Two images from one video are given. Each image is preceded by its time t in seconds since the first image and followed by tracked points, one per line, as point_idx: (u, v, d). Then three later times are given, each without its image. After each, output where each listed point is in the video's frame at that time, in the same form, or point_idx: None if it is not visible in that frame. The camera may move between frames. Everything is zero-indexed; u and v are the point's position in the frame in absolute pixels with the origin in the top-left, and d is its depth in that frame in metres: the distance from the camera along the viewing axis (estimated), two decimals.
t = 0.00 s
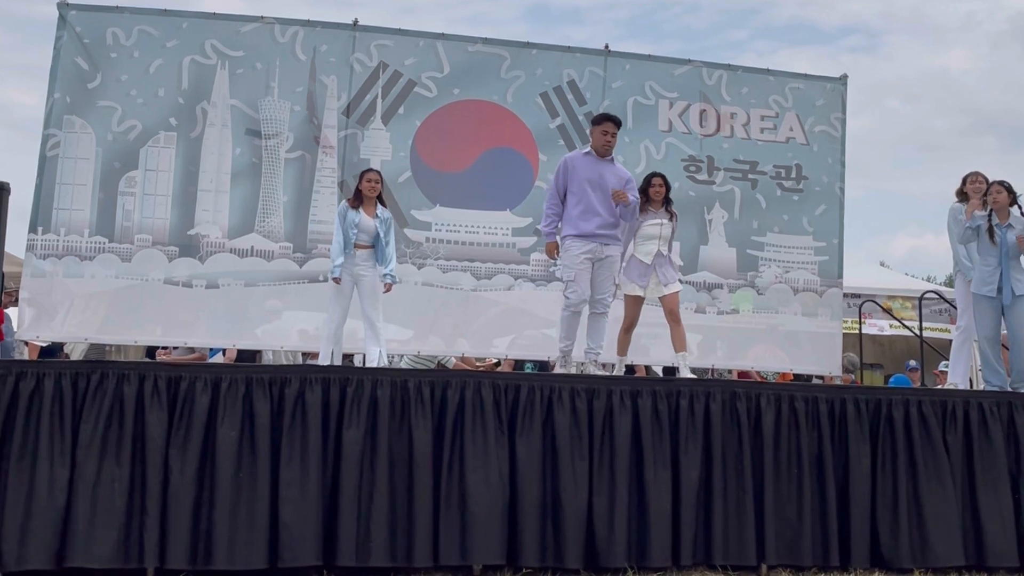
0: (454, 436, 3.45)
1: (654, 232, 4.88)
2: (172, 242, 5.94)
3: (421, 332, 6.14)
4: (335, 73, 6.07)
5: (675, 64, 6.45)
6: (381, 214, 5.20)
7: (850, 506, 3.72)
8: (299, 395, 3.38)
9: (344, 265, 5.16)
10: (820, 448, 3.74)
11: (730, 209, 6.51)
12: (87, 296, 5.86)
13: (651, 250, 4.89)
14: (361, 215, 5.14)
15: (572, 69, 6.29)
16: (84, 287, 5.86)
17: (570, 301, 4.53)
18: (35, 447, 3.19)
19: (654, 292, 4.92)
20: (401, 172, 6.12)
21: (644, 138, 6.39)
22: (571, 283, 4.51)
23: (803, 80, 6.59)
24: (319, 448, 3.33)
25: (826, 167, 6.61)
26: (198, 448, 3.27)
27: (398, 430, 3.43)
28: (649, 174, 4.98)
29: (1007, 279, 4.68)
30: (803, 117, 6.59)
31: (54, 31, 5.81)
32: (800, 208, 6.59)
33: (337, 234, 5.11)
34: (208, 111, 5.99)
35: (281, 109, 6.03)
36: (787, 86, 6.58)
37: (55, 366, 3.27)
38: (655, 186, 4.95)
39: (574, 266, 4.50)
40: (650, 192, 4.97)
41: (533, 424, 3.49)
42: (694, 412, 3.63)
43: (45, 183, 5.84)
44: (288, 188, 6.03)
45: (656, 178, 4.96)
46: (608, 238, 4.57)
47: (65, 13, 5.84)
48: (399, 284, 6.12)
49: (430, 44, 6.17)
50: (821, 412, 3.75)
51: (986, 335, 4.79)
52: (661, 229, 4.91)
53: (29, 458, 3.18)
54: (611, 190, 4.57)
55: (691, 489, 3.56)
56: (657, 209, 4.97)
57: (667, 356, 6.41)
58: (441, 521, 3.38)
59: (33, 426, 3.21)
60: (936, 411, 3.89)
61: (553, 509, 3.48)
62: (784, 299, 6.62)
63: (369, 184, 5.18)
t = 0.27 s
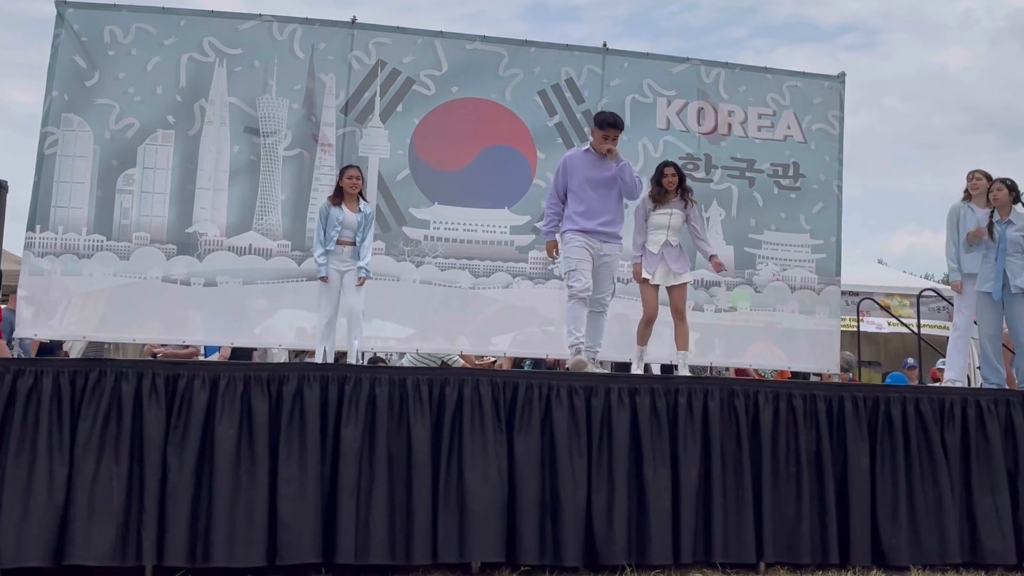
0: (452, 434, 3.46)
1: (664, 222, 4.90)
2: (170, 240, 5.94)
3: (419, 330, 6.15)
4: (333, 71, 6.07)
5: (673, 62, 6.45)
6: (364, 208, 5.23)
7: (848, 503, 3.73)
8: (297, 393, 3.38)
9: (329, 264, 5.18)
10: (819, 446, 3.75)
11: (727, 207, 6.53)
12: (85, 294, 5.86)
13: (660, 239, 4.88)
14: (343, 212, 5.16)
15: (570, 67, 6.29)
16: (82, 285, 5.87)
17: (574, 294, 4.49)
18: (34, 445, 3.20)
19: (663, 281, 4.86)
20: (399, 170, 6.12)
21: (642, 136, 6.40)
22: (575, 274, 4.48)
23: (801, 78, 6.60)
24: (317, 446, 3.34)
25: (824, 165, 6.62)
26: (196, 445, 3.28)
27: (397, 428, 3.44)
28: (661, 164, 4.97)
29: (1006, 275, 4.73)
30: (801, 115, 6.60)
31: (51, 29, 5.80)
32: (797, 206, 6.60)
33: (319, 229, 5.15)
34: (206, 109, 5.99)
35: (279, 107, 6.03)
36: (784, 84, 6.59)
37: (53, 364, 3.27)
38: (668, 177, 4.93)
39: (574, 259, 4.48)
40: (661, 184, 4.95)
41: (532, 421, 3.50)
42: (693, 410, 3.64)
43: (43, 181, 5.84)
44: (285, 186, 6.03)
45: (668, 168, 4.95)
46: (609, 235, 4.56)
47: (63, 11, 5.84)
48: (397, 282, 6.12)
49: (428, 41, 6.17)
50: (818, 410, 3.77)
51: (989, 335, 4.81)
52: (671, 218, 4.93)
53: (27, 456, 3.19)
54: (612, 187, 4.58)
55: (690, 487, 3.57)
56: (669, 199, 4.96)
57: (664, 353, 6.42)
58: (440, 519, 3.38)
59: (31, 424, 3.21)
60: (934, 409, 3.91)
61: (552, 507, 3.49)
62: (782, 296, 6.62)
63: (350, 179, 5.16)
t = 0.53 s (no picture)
0: (452, 433, 3.47)
1: (665, 215, 4.91)
2: (168, 239, 5.94)
3: (417, 329, 6.15)
4: (331, 70, 6.07)
5: (672, 60, 6.45)
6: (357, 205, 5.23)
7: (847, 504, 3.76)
8: (296, 392, 3.39)
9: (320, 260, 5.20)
10: (818, 444, 3.77)
11: (724, 205, 6.54)
12: (83, 292, 5.86)
13: (662, 233, 4.88)
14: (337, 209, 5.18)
15: (568, 66, 6.30)
16: (80, 283, 5.86)
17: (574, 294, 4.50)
18: (32, 442, 3.21)
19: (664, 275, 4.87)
20: (397, 169, 6.12)
21: (640, 135, 6.40)
22: (576, 278, 4.49)
23: (798, 77, 6.61)
24: (317, 444, 3.34)
25: (821, 164, 6.63)
26: (195, 444, 3.28)
27: (396, 427, 3.44)
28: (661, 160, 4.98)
29: (1010, 273, 4.74)
30: (798, 114, 6.61)
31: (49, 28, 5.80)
32: (795, 204, 6.61)
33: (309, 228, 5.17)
34: (205, 108, 5.99)
35: (277, 106, 6.04)
36: (782, 83, 6.60)
37: (51, 363, 3.28)
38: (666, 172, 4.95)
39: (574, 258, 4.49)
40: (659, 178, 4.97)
41: (531, 420, 3.51)
42: (692, 408, 3.65)
43: (41, 180, 5.83)
44: (284, 185, 6.03)
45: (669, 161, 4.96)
46: (609, 230, 4.54)
47: (61, 9, 5.83)
48: (395, 281, 6.13)
49: (426, 40, 6.17)
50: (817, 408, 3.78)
51: (992, 334, 4.82)
52: (672, 212, 4.93)
53: (25, 454, 3.19)
54: (612, 183, 4.58)
55: (690, 486, 3.58)
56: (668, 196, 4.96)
57: (663, 352, 6.44)
58: (439, 517, 3.39)
59: (29, 421, 3.22)
60: (932, 407, 3.93)
61: (552, 506, 3.49)
62: (780, 295, 6.63)
63: (342, 177, 5.15)
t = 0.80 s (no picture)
0: (451, 432, 3.47)
1: (665, 217, 4.92)
2: (167, 238, 5.94)
3: (416, 328, 6.15)
4: (330, 69, 6.07)
5: (670, 59, 6.45)
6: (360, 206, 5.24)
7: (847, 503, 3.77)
8: (295, 391, 3.40)
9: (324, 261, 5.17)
10: (817, 443, 3.78)
11: (723, 205, 6.54)
12: (82, 292, 5.87)
13: (661, 234, 4.90)
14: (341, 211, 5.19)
15: (566, 65, 6.30)
16: (79, 283, 5.86)
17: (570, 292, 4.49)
18: (31, 441, 3.21)
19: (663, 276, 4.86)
20: (395, 168, 6.13)
21: (638, 134, 6.41)
22: (574, 266, 4.46)
23: (797, 76, 6.61)
24: (316, 443, 3.35)
25: (820, 163, 6.64)
26: (193, 442, 3.29)
27: (395, 426, 3.45)
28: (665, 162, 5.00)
29: (1012, 272, 4.75)
30: (797, 113, 6.62)
31: (48, 27, 5.80)
32: (793, 203, 6.62)
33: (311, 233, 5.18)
34: (203, 107, 5.99)
35: (276, 105, 6.04)
36: (781, 82, 6.61)
37: (49, 362, 3.28)
38: (670, 174, 4.97)
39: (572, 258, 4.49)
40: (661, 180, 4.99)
41: (531, 419, 3.51)
42: (691, 407, 3.66)
43: (39, 179, 5.84)
44: (282, 184, 6.04)
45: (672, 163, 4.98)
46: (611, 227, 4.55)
47: (59, 8, 5.83)
48: (393, 280, 6.13)
49: (425, 39, 6.17)
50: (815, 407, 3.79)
51: (995, 337, 4.79)
52: (672, 214, 4.94)
53: (23, 452, 3.20)
54: (609, 180, 4.57)
55: (689, 485, 3.59)
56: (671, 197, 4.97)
57: (662, 351, 6.44)
58: (439, 516, 3.40)
59: (27, 419, 3.23)
60: (931, 406, 3.94)
61: (551, 505, 3.50)
62: (778, 293, 6.63)
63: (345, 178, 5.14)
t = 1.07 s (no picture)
0: (450, 431, 3.48)
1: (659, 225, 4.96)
2: (165, 237, 5.95)
3: (414, 327, 6.16)
4: (328, 69, 6.07)
5: (668, 59, 6.46)
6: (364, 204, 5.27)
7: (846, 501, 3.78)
8: (293, 389, 3.40)
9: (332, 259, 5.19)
10: (816, 441, 3.78)
11: (721, 204, 6.54)
12: (81, 291, 5.87)
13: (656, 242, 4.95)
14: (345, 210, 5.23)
15: (564, 64, 6.31)
16: (77, 282, 5.87)
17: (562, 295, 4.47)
18: (29, 440, 3.22)
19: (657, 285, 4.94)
20: (394, 167, 6.13)
21: (636, 133, 6.41)
22: (565, 276, 4.48)
23: (795, 75, 6.62)
24: (315, 441, 3.35)
25: (818, 162, 6.64)
26: (192, 441, 3.29)
27: (394, 425, 3.45)
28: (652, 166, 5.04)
29: (1008, 272, 4.79)
30: (795, 112, 6.63)
31: (46, 26, 5.80)
32: (791, 203, 6.62)
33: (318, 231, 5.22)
34: (202, 107, 5.99)
35: (274, 105, 6.04)
36: (779, 81, 6.61)
37: (48, 361, 3.29)
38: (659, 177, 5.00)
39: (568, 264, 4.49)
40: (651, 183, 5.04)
41: (530, 418, 3.52)
42: (690, 406, 3.67)
43: (38, 178, 5.84)
44: (281, 183, 6.04)
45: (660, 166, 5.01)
46: (607, 233, 4.55)
47: (57, 8, 5.83)
48: (392, 279, 6.13)
49: (423, 38, 6.18)
50: (814, 405, 3.80)
51: (988, 334, 4.84)
52: (666, 220, 4.98)
53: (21, 451, 3.21)
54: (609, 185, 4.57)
55: (688, 483, 3.60)
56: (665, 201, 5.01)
57: (660, 350, 6.45)
58: (438, 514, 3.41)
59: (26, 418, 3.24)
60: (929, 404, 3.95)
61: (551, 504, 3.50)
62: (777, 292, 6.65)
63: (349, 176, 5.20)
